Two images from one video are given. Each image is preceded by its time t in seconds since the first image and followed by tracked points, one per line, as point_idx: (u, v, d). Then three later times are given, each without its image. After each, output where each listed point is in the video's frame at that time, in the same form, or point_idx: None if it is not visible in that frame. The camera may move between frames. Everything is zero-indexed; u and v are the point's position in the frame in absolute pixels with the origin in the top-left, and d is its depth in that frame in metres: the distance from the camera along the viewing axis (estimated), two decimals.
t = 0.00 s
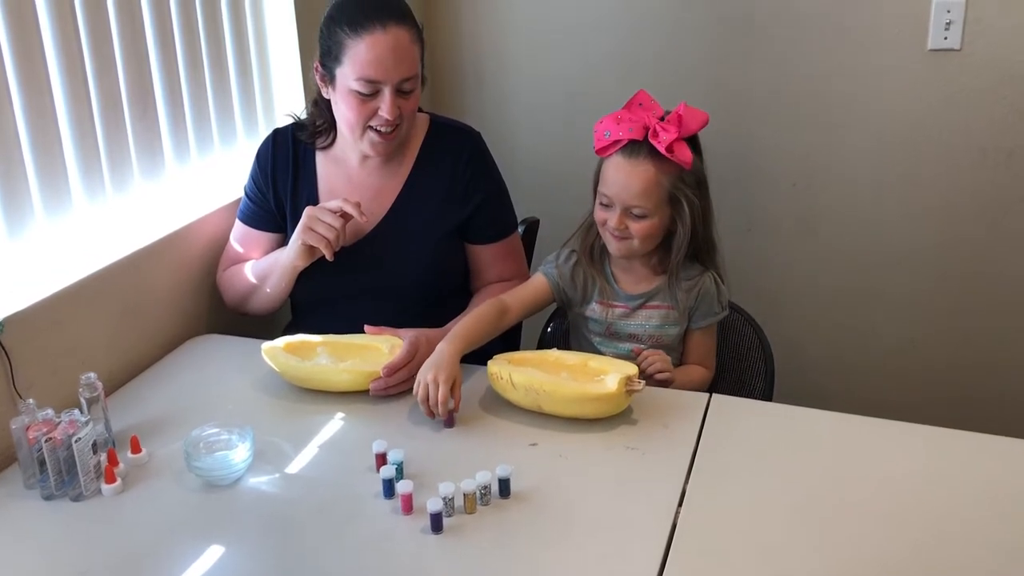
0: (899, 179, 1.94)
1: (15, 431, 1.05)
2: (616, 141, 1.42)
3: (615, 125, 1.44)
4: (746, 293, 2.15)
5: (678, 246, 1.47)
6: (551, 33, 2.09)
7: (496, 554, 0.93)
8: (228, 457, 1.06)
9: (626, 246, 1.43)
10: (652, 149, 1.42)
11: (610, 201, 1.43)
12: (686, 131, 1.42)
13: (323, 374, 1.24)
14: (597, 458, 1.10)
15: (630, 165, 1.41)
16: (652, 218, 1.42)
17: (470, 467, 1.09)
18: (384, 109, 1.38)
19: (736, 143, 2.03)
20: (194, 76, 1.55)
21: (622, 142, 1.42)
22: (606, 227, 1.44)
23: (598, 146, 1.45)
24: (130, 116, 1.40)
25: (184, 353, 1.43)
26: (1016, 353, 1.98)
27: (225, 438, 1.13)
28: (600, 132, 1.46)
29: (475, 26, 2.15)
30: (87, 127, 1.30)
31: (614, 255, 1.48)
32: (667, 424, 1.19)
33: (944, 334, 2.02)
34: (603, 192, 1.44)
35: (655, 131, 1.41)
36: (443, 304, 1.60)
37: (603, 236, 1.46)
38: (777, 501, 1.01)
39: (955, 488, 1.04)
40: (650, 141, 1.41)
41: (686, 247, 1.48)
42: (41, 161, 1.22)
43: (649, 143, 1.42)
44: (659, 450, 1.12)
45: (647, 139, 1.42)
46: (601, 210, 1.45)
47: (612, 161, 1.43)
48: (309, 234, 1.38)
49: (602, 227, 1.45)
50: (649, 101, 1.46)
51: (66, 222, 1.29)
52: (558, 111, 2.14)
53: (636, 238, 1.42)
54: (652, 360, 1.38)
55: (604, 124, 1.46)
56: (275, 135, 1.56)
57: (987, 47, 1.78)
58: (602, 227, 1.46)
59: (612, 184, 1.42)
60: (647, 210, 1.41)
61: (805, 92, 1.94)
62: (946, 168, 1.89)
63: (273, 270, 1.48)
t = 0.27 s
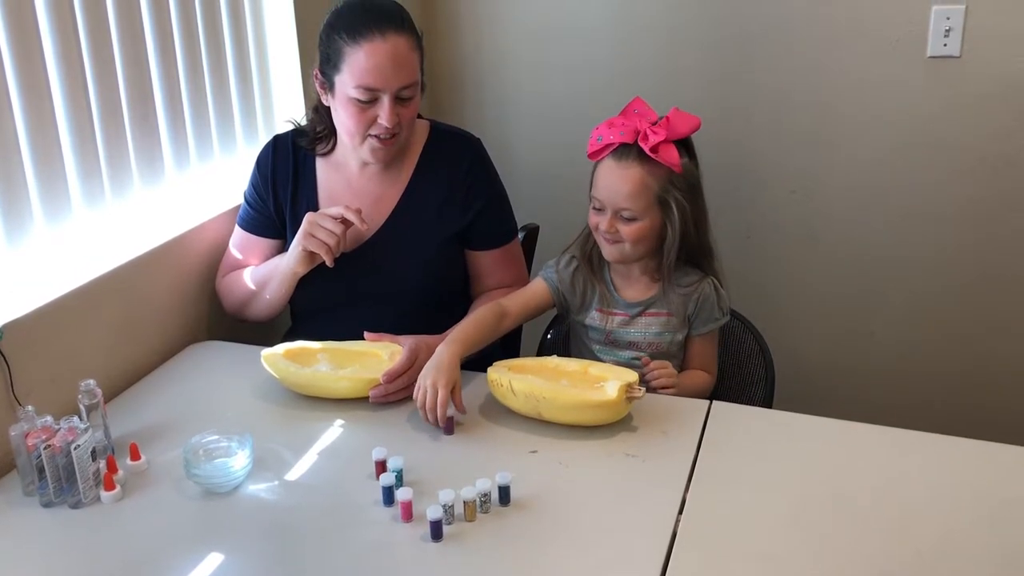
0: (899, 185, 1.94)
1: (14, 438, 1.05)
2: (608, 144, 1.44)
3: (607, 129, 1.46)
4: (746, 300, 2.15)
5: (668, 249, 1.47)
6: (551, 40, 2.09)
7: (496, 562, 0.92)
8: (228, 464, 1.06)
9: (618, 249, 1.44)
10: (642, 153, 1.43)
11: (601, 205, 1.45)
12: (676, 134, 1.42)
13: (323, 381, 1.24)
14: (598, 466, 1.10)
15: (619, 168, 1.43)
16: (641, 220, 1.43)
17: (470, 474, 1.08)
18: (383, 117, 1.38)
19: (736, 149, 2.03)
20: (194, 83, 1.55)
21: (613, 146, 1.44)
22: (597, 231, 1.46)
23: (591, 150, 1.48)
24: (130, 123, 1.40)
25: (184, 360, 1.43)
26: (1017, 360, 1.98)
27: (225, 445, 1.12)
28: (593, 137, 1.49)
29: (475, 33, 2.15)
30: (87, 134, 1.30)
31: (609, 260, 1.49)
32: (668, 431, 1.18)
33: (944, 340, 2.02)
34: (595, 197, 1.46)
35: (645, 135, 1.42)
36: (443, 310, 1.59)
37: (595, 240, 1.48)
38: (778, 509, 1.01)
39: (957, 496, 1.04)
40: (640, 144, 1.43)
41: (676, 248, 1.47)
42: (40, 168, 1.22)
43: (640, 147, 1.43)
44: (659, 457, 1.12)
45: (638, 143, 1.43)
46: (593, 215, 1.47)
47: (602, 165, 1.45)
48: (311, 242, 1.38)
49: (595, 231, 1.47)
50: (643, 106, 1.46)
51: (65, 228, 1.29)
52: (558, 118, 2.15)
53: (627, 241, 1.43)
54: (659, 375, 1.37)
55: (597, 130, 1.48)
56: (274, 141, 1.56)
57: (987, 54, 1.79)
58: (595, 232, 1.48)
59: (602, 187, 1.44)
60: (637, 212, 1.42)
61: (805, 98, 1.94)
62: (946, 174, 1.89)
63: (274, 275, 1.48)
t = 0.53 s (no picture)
0: (898, 189, 1.94)
1: (12, 443, 1.05)
2: (590, 154, 1.44)
3: (588, 140, 1.45)
4: (745, 304, 2.15)
5: (664, 248, 1.47)
6: (549, 44, 2.09)
7: (494, 566, 0.92)
8: (226, 469, 1.06)
9: (616, 255, 1.44)
10: (624, 159, 1.43)
11: (592, 214, 1.44)
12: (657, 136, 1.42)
13: (321, 385, 1.24)
14: (597, 470, 1.10)
15: (605, 176, 1.42)
16: (635, 224, 1.43)
17: (470, 478, 1.08)
18: (380, 120, 1.37)
19: (735, 153, 2.04)
20: (193, 87, 1.56)
21: (596, 156, 1.44)
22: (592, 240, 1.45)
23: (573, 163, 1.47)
24: (128, 127, 1.40)
25: (182, 365, 1.43)
26: (1016, 363, 1.98)
27: (224, 449, 1.12)
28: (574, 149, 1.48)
29: (474, 38, 2.16)
30: (85, 139, 1.30)
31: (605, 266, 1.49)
32: (667, 435, 1.18)
33: (943, 343, 2.02)
34: (584, 207, 1.46)
35: (625, 139, 1.42)
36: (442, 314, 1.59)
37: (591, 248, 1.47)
38: (778, 513, 1.01)
39: (956, 499, 1.04)
40: (621, 151, 1.42)
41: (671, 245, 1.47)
42: (39, 173, 1.22)
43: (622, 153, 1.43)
44: (659, 461, 1.12)
45: (619, 149, 1.43)
46: (585, 225, 1.46)
47: (588, 175, 1.44)
48: (312, 245, 1.38)
49: (589, 240, 1.46)
50: (620, 111, 1.47)
51: (63, 233, 1.28)
52: (556, 122, 2.15)
53: (623, 246, 1.43)
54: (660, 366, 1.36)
55: (578, 141, 1.48)
56: (272, 146, 1.56)
57: (985, 58, 1.79)
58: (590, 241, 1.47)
59: (591, 197, 1.43)
60: (630, 217, 1.42)
61: (803, 103, 1.95)
62: (945, 178, 1.89)
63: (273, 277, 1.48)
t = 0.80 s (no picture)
0: (897, 191, 1.94)
1: (11, 446, 1.05)
2: (582, 158, 1.43)
3: (577, 144, 1.44)
4: (744, 306, 2.15)
5: (658, 251, 1.48)
6: (548, 46, 2.10)
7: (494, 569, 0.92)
8: (225, 472, 1.06)
9: (614, 258, 1.43)
10: (621, 159, 1.43)
11: (588, 218, 1.43)
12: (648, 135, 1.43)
13: (321, 387, 1.24)
14: (597, 473, 1.10)
15: (603, 178, 1.42)
16: (633, 225, 1.43)
17: (469, 481, 1.08)
18: (378, 118, 1.37)
19: (734, 155, 2.04)
20: (192, 90, 1.56)
21: (588, 159, 1.43)
22: (589, 244, 1.44)
23: (563, 168, 1.46)
24: (128, 130, 1.40)
25: (182, 367, 1.43)
26: (1016, 366, 1.98)
27: (223, 452, 1.12)
28: (562, 154, 1.47)
29: (473, 40, 2.16)
30: (85, 142, 1.30)
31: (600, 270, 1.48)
32: (667, 437, 1.18)
33: (943, 345, 2.02)
34: (579, 210, 1.44)
35: (618, 140, 1.42)
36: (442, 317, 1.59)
37: (586, 253, 1.46)
38: (778, 515, 1.01)
39: (956, 501, 1.03)
40: (616, 152, 1.43)
41: (667, 247, 1.48)
42: (38, 176, 1.22)
43: (615, 154, 1.43)
44: (660, 464, 1.12)
45: (612, 150, 1.43)
46: (581, 229, 1.45)
47: (584, 178, 1.43)
48: (309, 251, 1.38)
49: (585, 245, 1.45)
50: (602, 114, 1.47)
51: (62, 236, 1.28)
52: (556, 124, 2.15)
53: (622, 248, 1.42)
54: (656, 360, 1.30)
55: (563, 145, 1.46)
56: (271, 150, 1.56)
57: (984, 60, 1.79)
58: (585, 247, 1.46)
59: (587, 200, 1.42)
60: (628, 218, 1.42)
61: (802, 105, 1.95)
62: (944, 180, 1.90)
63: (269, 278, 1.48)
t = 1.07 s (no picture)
0: (896, 192, 1.94)
1: (8, 447, 1.05)
2: (568, 162, 1.39)
3: (562, 146, 1.41)
4: (743, 307, 2.14)
5: (643, 258, 1.47)
6: (547, 47, 2.10)
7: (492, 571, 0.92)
8: (223, 473, 1.06)
9: (599, 265, 1.40)
10: (608, 162, 1.40)
11: (573, 223, 1.39)
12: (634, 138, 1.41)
13: (318, 389, 1.23)
14: (596, 474, 1.10)
15: (591, 181, 1.39)
16: (619, 231, 1.40)
17: (467, 482, 1.08)
18: (374, 108, 1.37)
19: (733, 156, 2.03)
20: (190, 91, 1.56)
21: (574, 162, 1.39)
22: (574, 251, 1.40)
23: (548, 172, 1.41)
24: (125, 131, 1.40)
25: (180, 368, 1.43)
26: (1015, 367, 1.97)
27: (220, 453, 1.12)
28: (545, 157, 1.42)
29: (472, 41, 2.16)
30: (83, 143, 1.30)
31: (581, 279, 1.44)
32: (666, 439, 1.18)
33: (941, 347, 2.01)
34: (563, 214, 1.40)
35: (604, 144, 1.40)
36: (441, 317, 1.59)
37: (570, 261, 1.41)
38: (777, 517, 1.01)
39: (955, 503, 1.03)
40: (603, 155, 1.40)
41: (653, 255, 1.48)
42: (36, 177, 1.22)
43: (602, 158, 1.40)
44: (658, 465, 1.11)
45: (599, 153, 1.40)
46: (565, 234, 1.41)
47: (570, 181, 1.39)
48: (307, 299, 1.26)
49: (568, 251, 1.41)
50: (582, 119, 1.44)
51: (60, 237, 1.28)
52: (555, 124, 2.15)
53: (609, 254, 1.39)
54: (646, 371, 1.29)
55: (547, 150, 1.43)
56: (269, 151, 1.55)
57: (982, 61, 1.79)
58: (568, 254, 1.41)
59: (572, 204, 1.39)
60: (615, 223, 1.39)
61: (801, 106, 1.95)
62: (943, 181, 1.89)
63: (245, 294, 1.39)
